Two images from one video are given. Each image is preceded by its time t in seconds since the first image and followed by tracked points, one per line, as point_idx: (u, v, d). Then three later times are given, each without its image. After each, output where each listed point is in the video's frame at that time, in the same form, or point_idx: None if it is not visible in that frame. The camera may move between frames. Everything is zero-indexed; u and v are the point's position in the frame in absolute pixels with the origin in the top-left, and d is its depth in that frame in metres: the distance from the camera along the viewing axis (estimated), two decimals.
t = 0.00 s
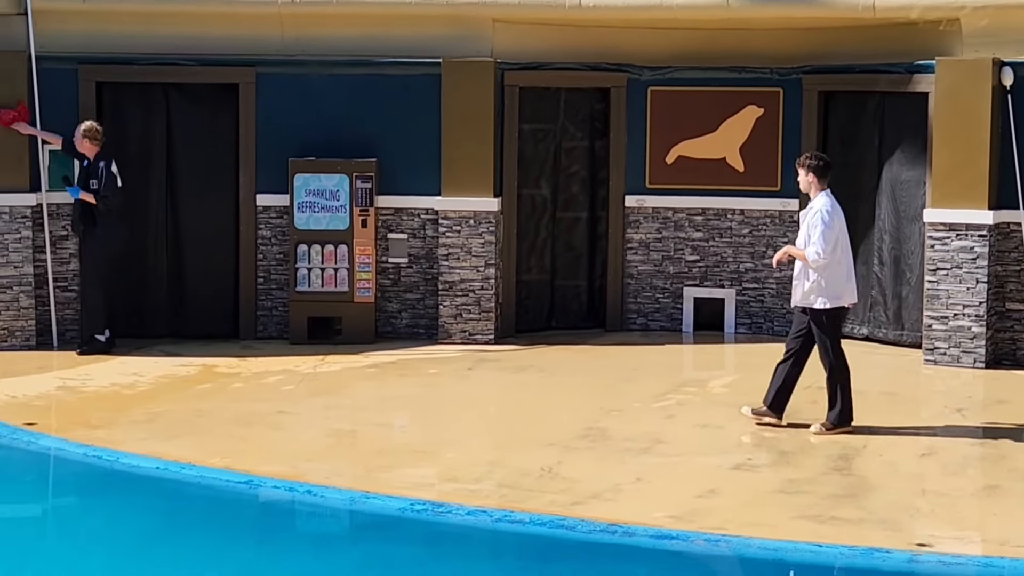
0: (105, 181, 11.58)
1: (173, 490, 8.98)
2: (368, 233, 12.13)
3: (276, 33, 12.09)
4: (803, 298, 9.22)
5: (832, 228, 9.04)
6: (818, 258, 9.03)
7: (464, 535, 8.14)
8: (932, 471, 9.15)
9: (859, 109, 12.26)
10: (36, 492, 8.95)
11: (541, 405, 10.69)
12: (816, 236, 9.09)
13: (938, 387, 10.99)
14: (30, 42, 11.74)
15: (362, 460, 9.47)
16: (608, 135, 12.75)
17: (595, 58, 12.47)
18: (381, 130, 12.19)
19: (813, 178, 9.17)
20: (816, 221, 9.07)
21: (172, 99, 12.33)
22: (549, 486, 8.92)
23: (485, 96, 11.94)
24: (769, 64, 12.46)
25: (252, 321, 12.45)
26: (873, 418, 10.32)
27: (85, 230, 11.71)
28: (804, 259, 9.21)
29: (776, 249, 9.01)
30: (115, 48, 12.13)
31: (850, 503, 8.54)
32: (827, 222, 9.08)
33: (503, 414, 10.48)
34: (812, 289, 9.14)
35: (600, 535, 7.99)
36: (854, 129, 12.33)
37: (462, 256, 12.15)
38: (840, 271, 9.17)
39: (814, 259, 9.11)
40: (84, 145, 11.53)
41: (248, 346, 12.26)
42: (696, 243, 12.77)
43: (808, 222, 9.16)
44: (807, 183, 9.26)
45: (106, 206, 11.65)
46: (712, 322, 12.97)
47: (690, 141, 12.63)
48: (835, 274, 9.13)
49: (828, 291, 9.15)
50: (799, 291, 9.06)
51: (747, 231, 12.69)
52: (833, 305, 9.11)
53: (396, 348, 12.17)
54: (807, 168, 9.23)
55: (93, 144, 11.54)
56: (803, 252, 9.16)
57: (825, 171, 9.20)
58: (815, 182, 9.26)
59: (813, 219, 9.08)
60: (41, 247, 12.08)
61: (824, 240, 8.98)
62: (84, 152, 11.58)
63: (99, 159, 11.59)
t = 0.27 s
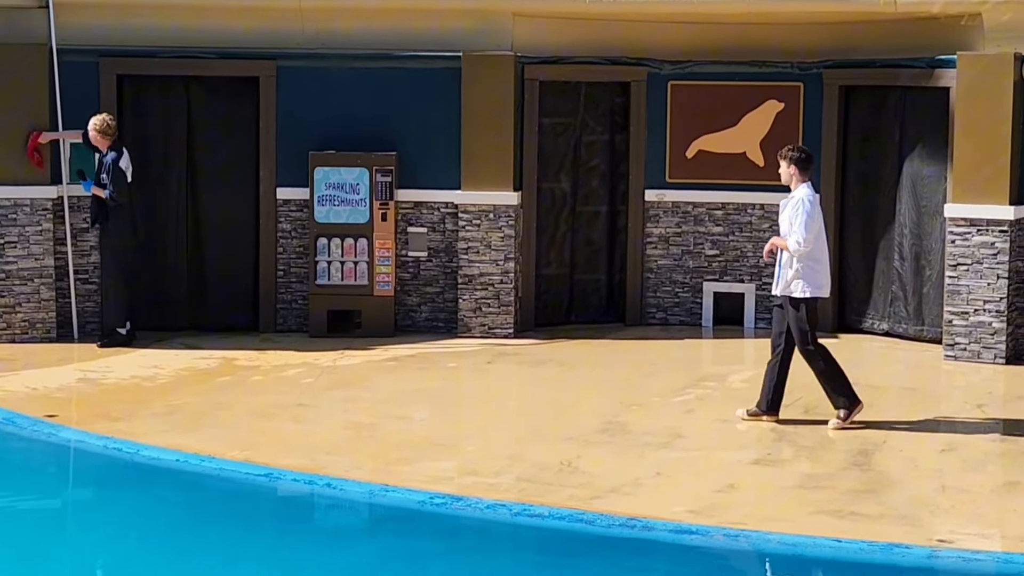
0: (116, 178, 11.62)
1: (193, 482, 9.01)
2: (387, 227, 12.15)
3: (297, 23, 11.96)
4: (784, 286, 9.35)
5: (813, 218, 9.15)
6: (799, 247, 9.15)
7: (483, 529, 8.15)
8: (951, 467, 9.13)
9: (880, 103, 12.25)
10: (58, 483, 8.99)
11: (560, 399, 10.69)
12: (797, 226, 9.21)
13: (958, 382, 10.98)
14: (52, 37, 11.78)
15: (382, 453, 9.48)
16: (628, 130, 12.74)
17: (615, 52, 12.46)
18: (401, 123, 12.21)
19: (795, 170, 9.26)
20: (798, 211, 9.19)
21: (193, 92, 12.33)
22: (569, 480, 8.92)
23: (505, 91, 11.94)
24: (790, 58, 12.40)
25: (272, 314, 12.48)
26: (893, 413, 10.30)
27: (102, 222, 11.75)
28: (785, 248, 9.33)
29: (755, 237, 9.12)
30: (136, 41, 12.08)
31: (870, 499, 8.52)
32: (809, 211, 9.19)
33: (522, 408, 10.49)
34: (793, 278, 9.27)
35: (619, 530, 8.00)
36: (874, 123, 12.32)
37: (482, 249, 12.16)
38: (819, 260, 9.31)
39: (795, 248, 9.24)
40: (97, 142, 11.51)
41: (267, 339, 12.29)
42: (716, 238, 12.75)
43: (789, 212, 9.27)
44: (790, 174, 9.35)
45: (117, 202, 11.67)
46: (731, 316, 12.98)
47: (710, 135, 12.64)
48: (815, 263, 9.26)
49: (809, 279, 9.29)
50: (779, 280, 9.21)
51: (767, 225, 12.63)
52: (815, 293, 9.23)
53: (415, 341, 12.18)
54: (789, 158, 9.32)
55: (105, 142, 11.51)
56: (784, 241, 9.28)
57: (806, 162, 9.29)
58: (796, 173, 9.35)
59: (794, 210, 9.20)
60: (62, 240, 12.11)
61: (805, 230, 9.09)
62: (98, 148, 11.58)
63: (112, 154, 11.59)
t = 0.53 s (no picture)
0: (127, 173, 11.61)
1: (206, 475, 9.02)
2: (400, 222, 12.15)
3: (310, 22, 12.17)
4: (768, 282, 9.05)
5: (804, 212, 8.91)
6: (793, 242, 8.88)
7: (496, 524, 8.15)
8: (965, 463, 9.12)
9: (895, 99, 12.24)
10: (72, 476, 9.00)
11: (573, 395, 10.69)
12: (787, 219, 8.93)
13: (971, 379, 10.97)
14: (66, 30, 11.78)
15: (395, 447, 9.49)
16: (642, 125, 12.72)
17: (629, 48, 12.47)
18: (415, 118, 12.21)
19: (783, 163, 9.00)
20: (789, 204, 8.91)
21: (207, 87, 12.34)
22: (582, 475, 8.92)
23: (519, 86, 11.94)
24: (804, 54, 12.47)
25: (285, 309, 12.48)
26: (906, 410, 10.28)
27: (116, 217, 11.76)
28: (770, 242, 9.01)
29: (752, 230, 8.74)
30: (149, 36, 12.16)
31: (882, 495, 8.51)
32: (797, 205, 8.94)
33: (534, 403, 10.49)
34: (779, 272, 8.97)
35: (631, 525, 7.99)
36: (888, 119, 12.32)
37: (495, 245, 12.18)
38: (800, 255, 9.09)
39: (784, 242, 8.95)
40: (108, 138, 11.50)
41: (281, 334, 12.30)
42: (729, 234, 12.74)
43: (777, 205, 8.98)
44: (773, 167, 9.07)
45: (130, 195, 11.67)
46: (744, 312, 13.05)
47: (724, 131, 12.62)
48: (801, 257, 9.02)
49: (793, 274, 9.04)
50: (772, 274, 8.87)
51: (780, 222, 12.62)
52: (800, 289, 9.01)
53: (428, 336, 12.19)
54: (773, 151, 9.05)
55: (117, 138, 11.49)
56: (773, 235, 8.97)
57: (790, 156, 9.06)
58: (779, 167, 9.08)
59: (786, 202, 8.91)
60: (76, 234, 12.12)
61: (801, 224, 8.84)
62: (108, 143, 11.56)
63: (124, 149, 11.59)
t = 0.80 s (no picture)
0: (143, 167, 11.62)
1: (215, 471, 9.02)
2: (409, 218, 12.14)
3: (320, 18, 12.25)
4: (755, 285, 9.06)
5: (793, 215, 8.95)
6: (788, 245, 8.91)
7: (503, 521, 8.14)
8: (973, 461, 9.11)
9: (904, 95, 12.21)
10: (80, 472, 9.01)
11: (580, 391, 10.69)
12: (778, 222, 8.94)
13: (980, 376, 10.96)
14: (75, 26, 11.81)
15: (403, 444, 9.49)
16: (650, 122, 12.70)
17: (638, 45, 12.50)
18: (423, 114, 12.22)
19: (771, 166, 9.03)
20: (779, 207, 8.92)
21: (215, 83, 12.34)
22: (589, 472, 8.92)
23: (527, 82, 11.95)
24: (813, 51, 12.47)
25: (293, 307, 12.51)
26: (914, 407, 10.28)
27: (128, 212, 11.77)
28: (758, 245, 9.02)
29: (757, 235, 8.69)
30: (159, 31, 12.26)
31: (890, 493, 8.51)
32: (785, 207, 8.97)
33: (542, 400, 10.49)
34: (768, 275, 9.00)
35: (639, 521, 7.97)
36: (898, 116, 12.29)
37: (503, 241, 12.18)
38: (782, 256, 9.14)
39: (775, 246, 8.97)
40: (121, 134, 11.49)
41: (289, 330, 12.31)
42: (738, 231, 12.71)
43: (766, 208, 8.97)
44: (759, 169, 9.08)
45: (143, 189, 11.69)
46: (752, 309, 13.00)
47: (732, 128, 12.58)
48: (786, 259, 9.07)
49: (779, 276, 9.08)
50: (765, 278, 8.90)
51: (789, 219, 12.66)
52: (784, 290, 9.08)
53: (436, 333, 12.20)
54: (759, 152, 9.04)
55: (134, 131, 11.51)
56: (764, 238, 8.96)
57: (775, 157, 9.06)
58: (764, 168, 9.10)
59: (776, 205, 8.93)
60: (85, 230, 12.14)
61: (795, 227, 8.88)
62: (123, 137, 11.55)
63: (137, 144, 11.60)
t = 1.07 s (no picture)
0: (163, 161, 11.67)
1: (223, 466, 9.02)
2: (417, 215, 12.16)
3: (327, 14, 12.19)
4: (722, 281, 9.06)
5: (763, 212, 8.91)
6: (753, 242, 8.87)
7: (511, 517, 8.14)
8: (982, 459, 9.09)
9: (912, 93, 12.20)
10: (88, 468, 9.02)
11: (588, 388, 10.69)
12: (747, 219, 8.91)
13: (988, 374, 10.95)
14: (84, 22, 11.84)
15: (411, 440, 9.50)
16: (659, 118, 12.72)
17: (646, 41, 12.50)
18: (432, 110, 12.22)
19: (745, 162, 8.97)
20: (750, 204, 8.88)
21: (224, 79, 12.36)
22: (597, 469, 8.92)
23: (536, 79, 11.97)
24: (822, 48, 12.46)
25: (301, 302, 12.52)
26: (922, 404, 10.26)
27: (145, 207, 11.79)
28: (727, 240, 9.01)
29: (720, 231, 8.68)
30: (165, 29, 12.20)
31: (899, 490, 8.49)
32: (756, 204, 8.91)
33: (550, 396, 10.49)
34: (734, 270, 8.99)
35: (647, 518, 7.97)
36: (906, 113, 12.28)
37: (511, 237, 12.20)
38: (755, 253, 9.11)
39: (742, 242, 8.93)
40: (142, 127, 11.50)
41: (297, 326, 12.31)
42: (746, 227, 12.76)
43: (736, 204, 8.94)
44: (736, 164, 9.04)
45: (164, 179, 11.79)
46: (762, 306, 12.97)
47: (741, 125, 12.61)
48: (756, 256, 9.03)
49: (748, 274, 9.05)
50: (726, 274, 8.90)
51: (797, 216, 12.68)
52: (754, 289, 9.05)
53: (444, 329, 12.21)
54: (736, 147, 8.98)
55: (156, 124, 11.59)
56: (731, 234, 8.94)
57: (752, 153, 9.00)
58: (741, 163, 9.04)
59: (745, 202, 8.88)
60: (93, 225, 12.14)
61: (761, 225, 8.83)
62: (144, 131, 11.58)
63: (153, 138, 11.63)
